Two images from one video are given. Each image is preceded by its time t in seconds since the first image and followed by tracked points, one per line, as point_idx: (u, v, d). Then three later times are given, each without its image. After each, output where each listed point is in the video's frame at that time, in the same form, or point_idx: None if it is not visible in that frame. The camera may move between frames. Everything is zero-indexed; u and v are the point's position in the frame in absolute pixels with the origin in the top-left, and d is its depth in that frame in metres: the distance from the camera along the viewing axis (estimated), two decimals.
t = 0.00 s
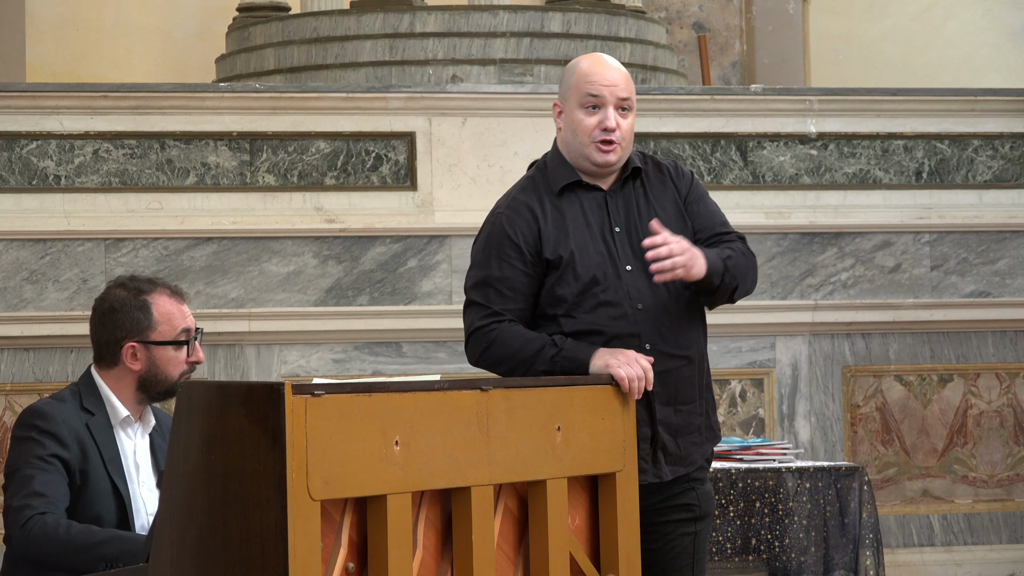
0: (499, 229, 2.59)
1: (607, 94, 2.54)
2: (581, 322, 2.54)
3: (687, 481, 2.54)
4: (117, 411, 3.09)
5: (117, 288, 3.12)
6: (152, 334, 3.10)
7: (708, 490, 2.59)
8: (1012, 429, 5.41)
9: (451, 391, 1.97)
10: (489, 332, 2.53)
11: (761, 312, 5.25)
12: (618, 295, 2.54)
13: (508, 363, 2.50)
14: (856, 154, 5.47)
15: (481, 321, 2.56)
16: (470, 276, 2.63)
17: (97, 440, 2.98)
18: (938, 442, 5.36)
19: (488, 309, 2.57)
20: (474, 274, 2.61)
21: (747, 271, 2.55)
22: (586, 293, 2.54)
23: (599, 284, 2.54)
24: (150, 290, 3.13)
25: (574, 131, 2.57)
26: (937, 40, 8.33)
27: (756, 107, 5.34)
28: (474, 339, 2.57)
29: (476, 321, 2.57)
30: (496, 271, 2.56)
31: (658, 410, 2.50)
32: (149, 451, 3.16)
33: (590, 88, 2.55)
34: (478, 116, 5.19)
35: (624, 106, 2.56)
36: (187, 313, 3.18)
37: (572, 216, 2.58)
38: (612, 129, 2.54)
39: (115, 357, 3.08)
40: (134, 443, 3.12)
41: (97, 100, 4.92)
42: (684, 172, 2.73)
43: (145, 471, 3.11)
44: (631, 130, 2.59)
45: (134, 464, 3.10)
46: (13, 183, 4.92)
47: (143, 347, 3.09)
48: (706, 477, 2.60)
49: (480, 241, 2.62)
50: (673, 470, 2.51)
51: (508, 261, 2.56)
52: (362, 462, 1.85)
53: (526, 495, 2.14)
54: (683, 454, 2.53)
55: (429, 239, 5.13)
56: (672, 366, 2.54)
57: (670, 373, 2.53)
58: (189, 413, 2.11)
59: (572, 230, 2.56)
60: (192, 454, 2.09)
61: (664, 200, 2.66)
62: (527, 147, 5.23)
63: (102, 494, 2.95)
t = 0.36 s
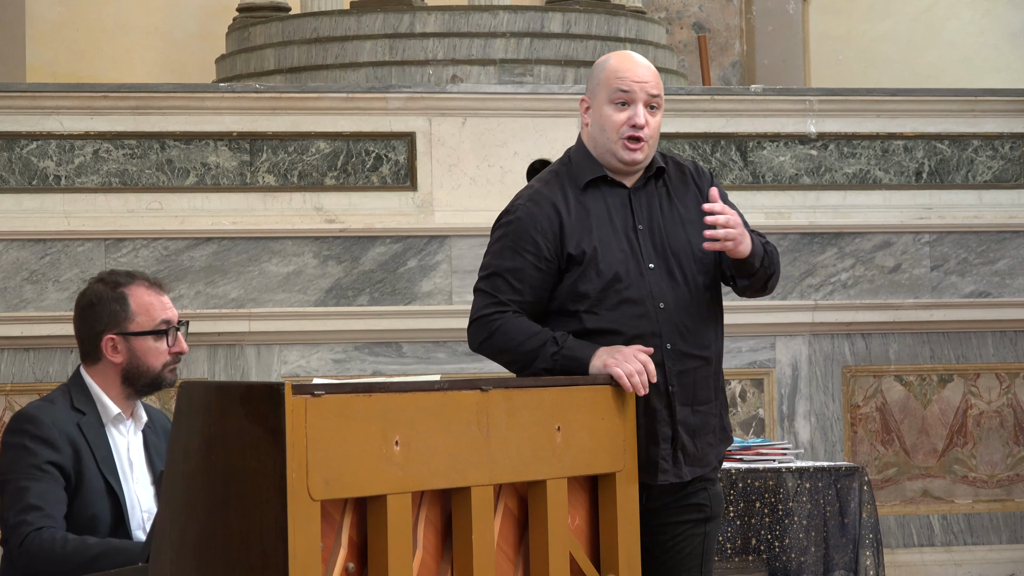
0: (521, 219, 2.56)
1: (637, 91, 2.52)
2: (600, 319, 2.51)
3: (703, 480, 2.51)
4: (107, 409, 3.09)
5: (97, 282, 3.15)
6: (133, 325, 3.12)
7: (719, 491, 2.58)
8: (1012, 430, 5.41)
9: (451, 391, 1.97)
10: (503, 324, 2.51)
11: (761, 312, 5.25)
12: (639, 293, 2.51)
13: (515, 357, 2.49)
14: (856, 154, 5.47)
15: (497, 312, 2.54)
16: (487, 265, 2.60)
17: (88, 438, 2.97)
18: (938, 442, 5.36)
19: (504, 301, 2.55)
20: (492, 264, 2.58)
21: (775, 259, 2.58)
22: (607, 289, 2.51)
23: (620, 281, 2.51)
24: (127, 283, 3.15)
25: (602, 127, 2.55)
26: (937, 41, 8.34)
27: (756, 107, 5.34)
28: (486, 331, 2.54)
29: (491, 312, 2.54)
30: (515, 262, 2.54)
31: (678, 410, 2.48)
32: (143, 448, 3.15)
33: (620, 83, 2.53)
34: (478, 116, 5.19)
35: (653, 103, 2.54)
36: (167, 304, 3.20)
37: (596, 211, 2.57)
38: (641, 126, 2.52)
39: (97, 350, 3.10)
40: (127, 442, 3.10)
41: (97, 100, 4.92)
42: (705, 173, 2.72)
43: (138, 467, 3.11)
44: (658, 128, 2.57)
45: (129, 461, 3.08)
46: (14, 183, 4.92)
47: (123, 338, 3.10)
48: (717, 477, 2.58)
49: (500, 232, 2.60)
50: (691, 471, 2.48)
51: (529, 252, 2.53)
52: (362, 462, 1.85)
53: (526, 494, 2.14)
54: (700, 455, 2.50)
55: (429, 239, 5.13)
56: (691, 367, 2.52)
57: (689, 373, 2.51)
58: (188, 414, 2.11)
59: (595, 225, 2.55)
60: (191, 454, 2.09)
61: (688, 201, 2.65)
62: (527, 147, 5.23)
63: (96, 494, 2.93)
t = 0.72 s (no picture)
0: (539, 210, 2.53)
1: (663, 84, 2.54)
2: (617, 315, 2.48)
3: (716, 480, 2.52)
4: (99, 405, 3.09)
5: (76, 281, 3.18)
6: (113, 318, 3.15)
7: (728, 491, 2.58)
8: (1012, 429, 5.41)
9: (451, 391, 1.97)
10: (515, 315, 2.47)
11: (761, 312, 5.26)
12: (657, 292, 2.49)
13: (524, 349, 2.47)
14: (856, 154, 5.47)
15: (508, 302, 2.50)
16: (500, 254, 2.57)
17: (79, 435, 2.95)
18: (938, 442, 5.36)
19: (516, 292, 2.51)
20: (506, 254, 2.54)
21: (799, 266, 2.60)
22: (625, 286, 2.49)
23: (638, 279, 2.49)
24: (106, 278, 3.19)
25: (627, 121, 2.55)
26: (937, 40, 8.33)
27: (757, 107, 5.34)
28: (495, 321, 2.50)
29: (502, 302, 2.50)
30: (531, 254, 2.51)
31: (696, 411, 2.47)
32: (137, 443, 3.13)
33: (646, 77, 2.54)
34: (478, 116, 5.19)
35: (677, 98, 2.56)
36: (149, 295, 3.23)
37: (615, 208, 2.55)
38: (667, 118, 2.52)
39: (81, 347, 3.12)
40: (120, 438, 3.09)
41: (98, 100, 4.92)
42: (724, 176, 2.71)
43: (133, 464, 3.08)
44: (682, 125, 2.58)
45: (122, 457, 3.06)
46: (14, 183, 4.92)
47: (105, 332, 3.13)
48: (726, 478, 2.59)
49: (516, 222, 2.57)
50: (707, 472, 2.48)
51: (545, 244, 2.50)
52: (363, 462, 1.85)
53: (526, 495, 2.14)
54: (715, 455, 2.50)
55: (429, 239, 5.14)
56: (707, 369, 2.50)
57: (705, 375, 2.50)
58: (189, 414, 2.11)
59: (615, 222, 2.53)
60: (192, 455, 2.09)
61: (709, 202, 2.63)
62: (527, 146, 5.22)
63: (88, 493, 2.90)
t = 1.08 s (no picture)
0: (554, 201, 2.56)
1: (682, 80, 2.59)
2: (626, 310, 2.50)
3: (723, 482, 2.55)
4: (94, 404, 3.09)
5: (59, 281, 3.17)
6: (98, 316, 3.13)
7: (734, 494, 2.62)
8: (1012, 430, 5.41)
9: (451, 392, 1.97)
10: (517, 303, 2.47)
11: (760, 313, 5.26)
12: (668, 289, 2.53)
13: (516, 337, 2.45)
14: (856, 155, 5.48)
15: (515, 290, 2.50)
16: (511, 243, 2.59)
17: (76, 434, 2.95)
18: (937, 443, 5.36)
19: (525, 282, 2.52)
20: (518, 244, 2.56)
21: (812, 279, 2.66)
22: (637, 281, 2.52)
23: (650, 275, 2.52)
24: (88, 276, 3.17)
25: (645, 116, 2.59)
26: (937, 41, 8.33)
27: (756, 107, 5.34)
28: (498, 309, 2.50)
29: (509, 290, 2.51)
30: (544, 245, 2.53)
31: (704, 412, 2.50)
32: (133, 441, 3.13)
33: (664, 72, 2.59)
34: (478, 116, 5.19)
35: (695, 94, 2.60)
36: (133, 289, 3.20)
37: (631, 204, 2.58)
38: (685, 113, 2.57)
39: (68, 348, 3.10)
40: (117, 437, 3.09)
41: (97, 100, 4.92)
42: (740, 182, 2.77)
43: (130, 462, 3.08)
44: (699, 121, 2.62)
45: (119, 456, 3.06)
46: (13, 184, 4.92)
47: (91, 330, 3.11)
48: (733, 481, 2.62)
49: (530, 213, 2.59)
50: (714, 473, 2.51)
51: (558, 235, 2.53)
52: (362, 462, 1.85)
53: (526, 495, 2.14)
54: (721, 458, 2.53)
55: (429, 239, 5.14)
56: (714, 369, 2.54)
57: (712, 376, 2.53)
58: (188, 414, 2.11)
59: (630, 218, 2.56)
60: (191, 454, 2.09)
61: (723, 206, 2.69)
62: (527, 147, 5.22)
63: (85, 492, 2.90)
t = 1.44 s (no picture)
0: (568, 197, 2.57)
1: (698, 78, 2.62)
2: (633, 309, 2.50)
3: (731, 484, 2.56)
4: (94, 404, 3.08)
5: (61, 281, 3.17)
6: (97, 317, 3.13)
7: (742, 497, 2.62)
8: (1012, 430, 5.41)
9: (451, 392, 1.97)
10: (523, 298, 2.47)
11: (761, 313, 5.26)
12: (680, 289, 2.53)
13: (515, 334, 2.45)
14: (856, 155, 5.48)
15: (523, 285, 2.50)
16: (522, 237, 2.59)
17: (76, 434, 2.95)
18: (938, 443, 5.36)
19: (534, 277, 2.52)
20: (529, 238, 2.56)
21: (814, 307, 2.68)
22: (649, 280, 2.52)
23: (662, 274, 2.53)
24: (87, 276, 3.17)
25: (661, 113, 2.61)
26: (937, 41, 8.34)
27: (757, 108, 5.34)
28: (504, 302, 2.49)
29: (517, 284, 2.50)
30: (555, 240, 2.53)
31: (713, 413, 2.51)
32: (134, 442, 3.12)
33: (680, 70, 2.62)
34: (478, 117, 5.19)
35: (711, 92, 2.63)
36: (133, 290, 3.20)
37: (646, 202, 2.59)
38: (701, 109, 2.59)
39: (67, 347, 3.10)
40: (118, 437, 3.08)
41: (98, 101, 4.92)
42: (754, 190, 2.78)
43: (130, 462, 3.07)
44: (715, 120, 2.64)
45: (120, 456, 3.06)
46: (14, 184, 4.92)
47: (88, 330, 3.11)
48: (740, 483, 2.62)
49: (542, 208, 2.59)
50: (722, 474, 2.52)
51: (571, 231, 2.53)
52: (362, 463, 1.85)
53: (526, 495, 2.14)
54: (730, 459, 2.54)
55: (430, 240, 5.14)
56: (723, 370, 2.55)
57: (721, 378, 2.54)
58: (188, 414, 2.11)
59: (643, 217, 2.57)
60: (192, 455, 2.09)
61: (736, 209, 2.70)
62: (527, 148, 5.22)
63: (85, 492, 2.90)
